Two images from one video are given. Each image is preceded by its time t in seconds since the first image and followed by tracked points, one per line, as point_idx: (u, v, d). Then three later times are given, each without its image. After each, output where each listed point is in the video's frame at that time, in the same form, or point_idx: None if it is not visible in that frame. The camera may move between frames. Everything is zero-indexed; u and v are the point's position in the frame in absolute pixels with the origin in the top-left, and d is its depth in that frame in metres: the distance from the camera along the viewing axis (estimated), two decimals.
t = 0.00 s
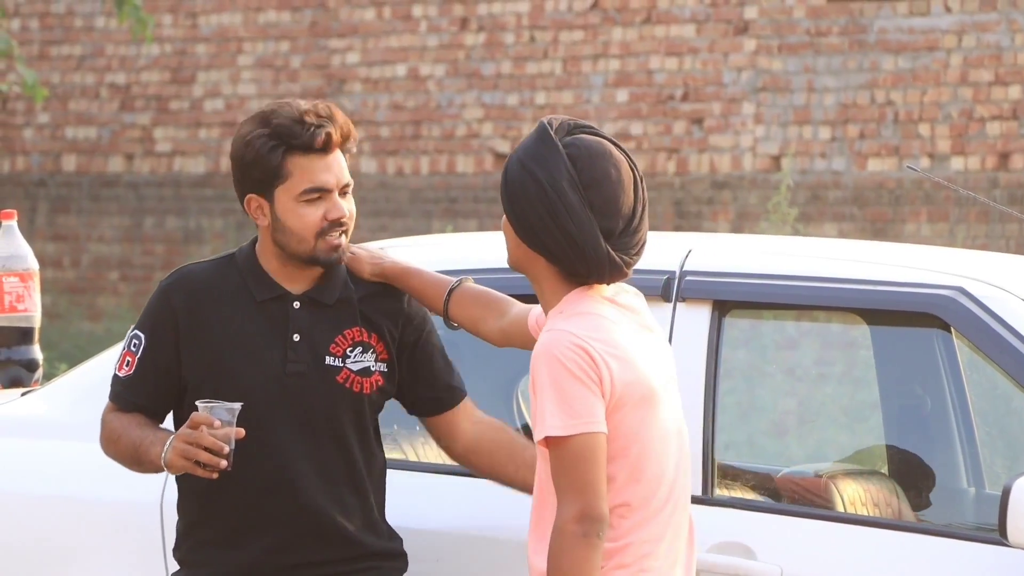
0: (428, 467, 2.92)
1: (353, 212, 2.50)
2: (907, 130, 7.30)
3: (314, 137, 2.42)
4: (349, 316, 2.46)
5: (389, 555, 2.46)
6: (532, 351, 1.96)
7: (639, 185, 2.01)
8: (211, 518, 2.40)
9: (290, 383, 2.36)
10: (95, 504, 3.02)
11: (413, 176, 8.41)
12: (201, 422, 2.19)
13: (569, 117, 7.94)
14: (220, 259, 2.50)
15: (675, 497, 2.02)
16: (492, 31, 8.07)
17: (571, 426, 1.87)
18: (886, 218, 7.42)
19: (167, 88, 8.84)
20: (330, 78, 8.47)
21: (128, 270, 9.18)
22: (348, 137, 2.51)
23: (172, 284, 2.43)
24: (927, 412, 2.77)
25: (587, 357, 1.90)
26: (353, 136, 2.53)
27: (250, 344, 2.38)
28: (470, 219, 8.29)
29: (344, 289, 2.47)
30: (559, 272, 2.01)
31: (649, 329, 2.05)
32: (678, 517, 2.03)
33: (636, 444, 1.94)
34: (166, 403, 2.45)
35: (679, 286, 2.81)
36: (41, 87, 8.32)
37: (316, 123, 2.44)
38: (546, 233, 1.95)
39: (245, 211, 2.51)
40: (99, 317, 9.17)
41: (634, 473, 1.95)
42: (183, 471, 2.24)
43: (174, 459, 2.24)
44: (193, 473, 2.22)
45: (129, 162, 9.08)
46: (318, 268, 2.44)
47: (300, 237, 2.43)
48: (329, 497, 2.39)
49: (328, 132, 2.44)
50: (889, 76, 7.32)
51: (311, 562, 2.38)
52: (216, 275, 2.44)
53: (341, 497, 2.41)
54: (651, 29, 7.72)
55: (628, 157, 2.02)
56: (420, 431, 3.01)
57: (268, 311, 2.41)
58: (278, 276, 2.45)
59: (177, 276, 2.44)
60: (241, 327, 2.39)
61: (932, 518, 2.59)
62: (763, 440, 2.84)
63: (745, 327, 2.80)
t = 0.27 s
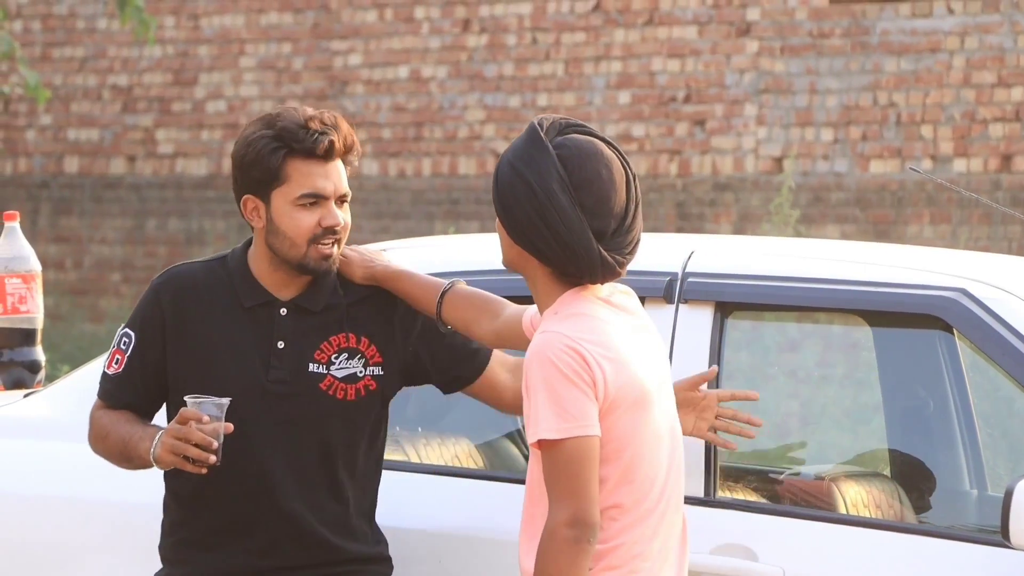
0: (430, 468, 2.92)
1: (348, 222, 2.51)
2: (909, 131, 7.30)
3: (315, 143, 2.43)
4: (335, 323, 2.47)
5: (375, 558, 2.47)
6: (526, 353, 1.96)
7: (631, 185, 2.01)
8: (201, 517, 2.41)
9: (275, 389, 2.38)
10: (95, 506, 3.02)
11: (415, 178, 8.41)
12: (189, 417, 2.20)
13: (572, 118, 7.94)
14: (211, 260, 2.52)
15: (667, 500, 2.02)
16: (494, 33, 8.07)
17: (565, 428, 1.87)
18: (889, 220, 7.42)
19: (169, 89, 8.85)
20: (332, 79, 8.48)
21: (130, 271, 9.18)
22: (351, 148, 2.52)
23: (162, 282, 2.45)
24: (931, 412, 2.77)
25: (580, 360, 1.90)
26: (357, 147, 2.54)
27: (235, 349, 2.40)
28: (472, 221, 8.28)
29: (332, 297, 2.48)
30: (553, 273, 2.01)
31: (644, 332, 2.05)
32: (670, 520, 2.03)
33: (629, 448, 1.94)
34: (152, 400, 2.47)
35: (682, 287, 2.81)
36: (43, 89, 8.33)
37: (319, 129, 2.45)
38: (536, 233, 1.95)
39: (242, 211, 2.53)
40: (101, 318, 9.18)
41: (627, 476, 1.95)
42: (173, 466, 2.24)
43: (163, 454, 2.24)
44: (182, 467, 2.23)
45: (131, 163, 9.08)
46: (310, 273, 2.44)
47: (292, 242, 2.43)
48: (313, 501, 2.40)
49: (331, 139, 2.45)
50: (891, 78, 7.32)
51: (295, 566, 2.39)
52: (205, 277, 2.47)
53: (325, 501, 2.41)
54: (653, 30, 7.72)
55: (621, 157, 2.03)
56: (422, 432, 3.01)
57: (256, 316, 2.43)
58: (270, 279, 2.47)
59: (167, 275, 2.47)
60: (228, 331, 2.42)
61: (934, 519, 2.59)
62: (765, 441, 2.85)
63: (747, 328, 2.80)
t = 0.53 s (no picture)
0: (434, 474, 2.90)
1: (331, 222, 2.47)
2: (911, 136, 7.30)
3: (291, 142, 2.42)
4: (327, 329, 2.44)
5: (371, 561, 2.47)
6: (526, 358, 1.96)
7: (629, 189, 2.01)
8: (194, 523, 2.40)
9: (264, 396, 2.36)
10: (96, 511, 3.02)
11: (417, 183, 8.41)
12: (183, 414, 2.19)
13: (574, 123, 7.94)
14: (200, 267, 2.51)
15: (667, 505, 2.01)
16: (496, 37, 8.08)
17: (563, 433, 1.87)
18: (892, 225, 7.40)
19: (171, 94, 8.86)
20: (334, 84, 8.49)
21: (133, 276, 9.19)
22: (332, 149, 2.50)
23: (153, 289, 2.45)
24: (934, 417, 2.78)
25: (579, 365, 1.90)
26: (339, 147, 2.52)
27: (226, 354, 2.39)
28: (474, 225, 8.28)
29: (324, 304, 2.45)
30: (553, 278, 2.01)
31: (645, 336, 2.05)
32: (671, 525, 2.03)
33: (629, 453, 1.94)
34: (144, 405, 2.47)
35: (684, 292, 2.80)
36: (46, 94, 8.34)
37: (295, 129, 2.43)
38: (534, 236, 1.95)
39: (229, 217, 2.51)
40: (103, 323, 9.18)
41: (626, 481, 1.95)
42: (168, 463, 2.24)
43: (158, 451, 2.24)
44: (178, 465, 2.22)
45: (133, 168, 9.09)
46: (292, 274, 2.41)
47: (273, 243, 2.41)
48: (306, 507, 2.39)
49: (306, 137, 2.43)
50: (894, 83, 7.32)
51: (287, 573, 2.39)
52: (195, 282, 2.46)
53: (316, 508, 2.40)
54: (655, 35, 7.73)
55: (617, 161, 2.03)
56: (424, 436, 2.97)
57: (246, 322, 2.41)
58: (259, 283, 2.44)
59: (158, 282, 2.46)
60: (219, 336, 2.40)
61: (937, 525, 2.58)
62: (767, 445, 2.87)
63: (749, 333, 2.80)
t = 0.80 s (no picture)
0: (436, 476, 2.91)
1: (297, 233, 2.38)
2: (915, 137, 7.31)
3: (236, 159, 2.36)
4: (335, 333, 2.44)
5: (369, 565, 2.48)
6: (528, 356, 1.97)
7: (620, 182, 2.04)
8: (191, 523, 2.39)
9: (268, 397, 2.37)
10: (101, 513, 3.03)
11: (421, 184, 8.41)
12: (196, 347, 2.16)
13: (578, 124, 7.94)
14: (216, 264, 2.51)
15: (668, 506, 2.01)
16: (500, 38, 8.08)
17: (563, 431, 1.88)
18: (896, 226, 7.40)
19: (175, 95, 8.87)
20: (338, 85, 8.50)
21: (137, 277, 9.20)
22: (299, 153, 2.40)
23: (167, 282, 2.45)
24: (937, 420, 2.79)
25: (582, 363, 1.91)
26: (309, 151, 2.41)
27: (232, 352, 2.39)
28: (478, 226, 8.28)
29: (334, 310, 2.45)
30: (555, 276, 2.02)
31: (647, 336, 2.06)
32: (671, 527, 2.03)
33: (630, 452, 1.95)
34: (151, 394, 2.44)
35: (689, 293, 2.81)
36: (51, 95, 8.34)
37: (246, 143, 2.38)
38: (533, 234, 1.96)
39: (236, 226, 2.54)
40: (107, 324, 9.19)
41: (627, 481, 1.95)
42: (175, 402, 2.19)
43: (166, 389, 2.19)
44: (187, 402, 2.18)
45: (137, 169, 9.10)
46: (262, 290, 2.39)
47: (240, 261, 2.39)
48: (305, 509, 2.39)
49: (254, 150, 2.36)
50: (898, 84, 7.32)
51: None
52: (208, 277, 2.46)
53: (315, 510, 2.40)
54: (659, 36, 7.73)
55: (610, 160, 2.05)
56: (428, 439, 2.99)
57: (256, 321, 2.42)
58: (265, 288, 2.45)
59: (172, 276, 2.46)
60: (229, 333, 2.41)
61: (943, 526, 2.58)
62: (770, 446, 2.89)
63: (754, 334, 2.80)
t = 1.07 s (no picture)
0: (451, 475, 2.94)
1: (325, 228, 2.50)
2: (928, 136, 7.30)
3: (271, 154, 2.50)
4: (376, 329, 2.54)
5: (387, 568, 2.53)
6: (544, 356, 1.99)
7: (615, 187, 2.12)
8: (232, 515, 2.49)
9: (307, 389, 2.46)
10: (113, 511, 3.04)
11: (432, 184, 8.42)
12: (248, 281, 2.30)
13: (589, 124, 7.94)
14: (267, 259, 2.66)
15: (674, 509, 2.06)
16: (512, 38, 8.08)
17: (587, 430, 1.90)
18: (908, 225, 7.38)
19: (187, 95, 8.90)
20: (350, 84, 8.51)
21: (148, 277, 9.23)
22: (330, 149, 2.51)
23: (218, 272, 2.60)
24: (949, 420, 2.77)
25: (603, 364, 1.94)
26: (341, 148, 2.53)
27: (275, 345, 2.48)
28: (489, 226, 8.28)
29: (375, 305, 2.55)
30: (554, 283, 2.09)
31: (650, 342, 2.11)
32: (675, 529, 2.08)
33: (644, 454, 1.99)
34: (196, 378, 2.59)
35: (700, 293, 2.81)
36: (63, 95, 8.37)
37: (282, 138, 2.51)
38: (533, 241, 2.03)
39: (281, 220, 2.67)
40: (119, 323, 9.22)
41: (640, 483, 1.99)
42: (220, 334, 2.32)
43: (213, 321, 2.32)
44: (235, 336, 2.31)
45: (149, 169, 9.13)
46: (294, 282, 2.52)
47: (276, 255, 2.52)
48: (329, 507, 2.48)
49: (285, 147, 2.49)
50: (910, 83, 7.31)
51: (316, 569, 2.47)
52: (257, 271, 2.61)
53: (338, 508, 2.48)
54: (671, 36, 7.73)
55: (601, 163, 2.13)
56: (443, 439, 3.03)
57: (296, 315, 2.52)
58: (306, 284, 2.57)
59: (222, 267, 2.61)
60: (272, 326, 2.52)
61: (954, 525, 2.58)
62: (784, 447, 2.86)
63: (765, 334, 2.80)
